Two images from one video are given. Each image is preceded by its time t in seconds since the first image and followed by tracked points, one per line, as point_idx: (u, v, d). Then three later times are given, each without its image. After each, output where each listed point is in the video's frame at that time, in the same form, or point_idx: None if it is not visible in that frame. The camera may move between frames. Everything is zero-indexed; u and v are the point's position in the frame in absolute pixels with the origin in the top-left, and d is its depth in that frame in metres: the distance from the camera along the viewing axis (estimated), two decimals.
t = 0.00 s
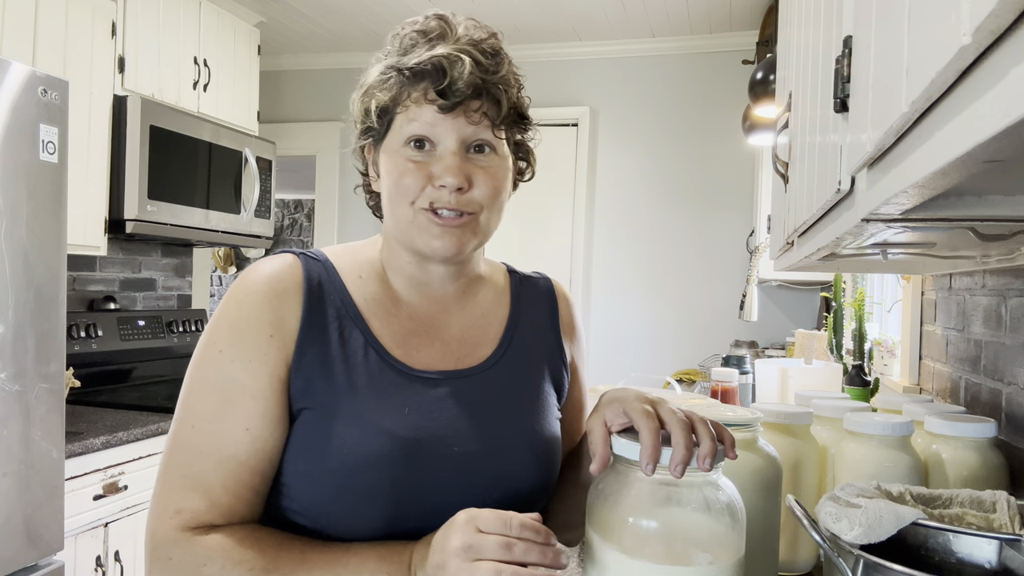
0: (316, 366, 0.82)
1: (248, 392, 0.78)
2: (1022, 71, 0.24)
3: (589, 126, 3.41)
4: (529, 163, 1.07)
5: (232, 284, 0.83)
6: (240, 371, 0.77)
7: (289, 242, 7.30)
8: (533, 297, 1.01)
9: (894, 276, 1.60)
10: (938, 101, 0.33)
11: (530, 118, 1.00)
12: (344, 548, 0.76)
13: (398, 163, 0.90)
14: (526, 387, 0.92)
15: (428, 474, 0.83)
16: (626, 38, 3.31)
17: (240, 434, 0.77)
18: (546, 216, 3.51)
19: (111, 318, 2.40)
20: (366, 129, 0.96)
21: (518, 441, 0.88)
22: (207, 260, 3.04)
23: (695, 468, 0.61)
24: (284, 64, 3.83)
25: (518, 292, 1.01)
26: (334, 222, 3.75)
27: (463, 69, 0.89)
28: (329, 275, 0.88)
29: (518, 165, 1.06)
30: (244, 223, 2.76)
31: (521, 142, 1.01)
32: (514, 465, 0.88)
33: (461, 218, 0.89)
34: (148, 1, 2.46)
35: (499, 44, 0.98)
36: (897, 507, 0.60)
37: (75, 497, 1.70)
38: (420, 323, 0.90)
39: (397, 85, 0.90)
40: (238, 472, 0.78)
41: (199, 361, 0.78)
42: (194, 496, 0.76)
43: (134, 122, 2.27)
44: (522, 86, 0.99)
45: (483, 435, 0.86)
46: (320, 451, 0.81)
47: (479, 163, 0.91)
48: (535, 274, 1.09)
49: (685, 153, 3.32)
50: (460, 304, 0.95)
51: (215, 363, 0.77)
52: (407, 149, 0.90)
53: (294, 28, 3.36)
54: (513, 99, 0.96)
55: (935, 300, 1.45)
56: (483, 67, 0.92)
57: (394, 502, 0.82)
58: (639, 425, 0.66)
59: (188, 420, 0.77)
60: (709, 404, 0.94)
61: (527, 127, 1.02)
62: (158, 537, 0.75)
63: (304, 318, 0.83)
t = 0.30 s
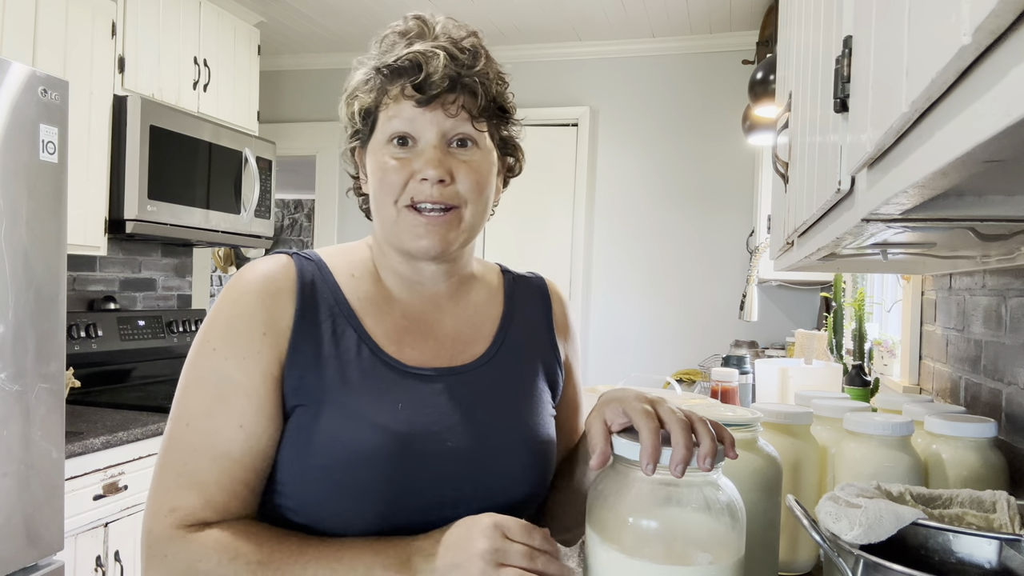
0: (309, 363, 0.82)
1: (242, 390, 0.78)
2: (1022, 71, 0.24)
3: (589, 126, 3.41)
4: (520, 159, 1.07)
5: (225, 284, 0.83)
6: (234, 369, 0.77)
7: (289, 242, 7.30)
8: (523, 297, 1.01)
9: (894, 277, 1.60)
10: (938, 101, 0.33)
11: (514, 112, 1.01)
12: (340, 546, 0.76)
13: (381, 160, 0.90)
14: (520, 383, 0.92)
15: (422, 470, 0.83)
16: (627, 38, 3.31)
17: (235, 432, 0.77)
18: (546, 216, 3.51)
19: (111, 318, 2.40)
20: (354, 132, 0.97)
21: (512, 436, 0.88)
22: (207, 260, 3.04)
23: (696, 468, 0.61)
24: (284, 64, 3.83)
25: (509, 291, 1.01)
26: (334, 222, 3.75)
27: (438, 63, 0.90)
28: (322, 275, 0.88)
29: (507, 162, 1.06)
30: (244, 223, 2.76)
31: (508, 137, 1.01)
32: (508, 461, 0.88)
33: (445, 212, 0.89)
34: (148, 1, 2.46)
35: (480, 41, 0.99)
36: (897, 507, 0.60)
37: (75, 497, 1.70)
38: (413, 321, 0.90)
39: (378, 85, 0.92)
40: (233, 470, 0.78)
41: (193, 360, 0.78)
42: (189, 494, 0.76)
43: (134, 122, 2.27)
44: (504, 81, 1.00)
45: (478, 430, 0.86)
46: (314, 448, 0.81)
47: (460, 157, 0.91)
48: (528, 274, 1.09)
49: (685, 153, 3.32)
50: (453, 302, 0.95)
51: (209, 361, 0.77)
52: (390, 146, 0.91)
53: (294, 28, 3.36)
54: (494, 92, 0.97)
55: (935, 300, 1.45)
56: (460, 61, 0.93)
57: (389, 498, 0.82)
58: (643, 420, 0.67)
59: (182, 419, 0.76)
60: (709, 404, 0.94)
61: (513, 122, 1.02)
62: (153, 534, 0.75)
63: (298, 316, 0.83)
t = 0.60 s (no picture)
0: (319, 361, 0.82)
1: (258, 391, 0.77)
2: (1021, 71, 0.24)
3: (589, 126, 3.41)
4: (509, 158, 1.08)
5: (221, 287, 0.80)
6: (246, 372, 0.76)
7: (289, 242, 7.30)
8: (512, 297, 1.04)
9: (894, 277, 1.60)
10: (938, 101, 0.33)
11: (504, 109, 1.02)
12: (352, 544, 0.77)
13: (376, 157, 0.91)
14: (516, 376, 0.94)
15: (437, 464, 0.85)
16: (627, 38, 3.31)
17: (256, 433, 0.77)
18: (546, 216, 3.51)
19: (111, 318, 2.40)
20: (347, 133, 0.97)
21: (516, 427, 0.91)
22: (207, 260, 3.04)
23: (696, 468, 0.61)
24: (284, 64, 3.83)
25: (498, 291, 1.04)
26: (334, 222, 3.75)
27: (431, 59, 0.90)
28: (323, 274, 0.87)
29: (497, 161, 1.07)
30: (244, 223, 2.76)
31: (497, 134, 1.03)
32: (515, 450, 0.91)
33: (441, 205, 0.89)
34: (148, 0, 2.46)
35: (470, 40, 0.99)
36: (897, 507, 0.60)
37: (75, 497, 1.70)
38: (414, 318, 0.91)
39: (371, 83, 0.92)
40: (256, 473, 0.77)
41: (202, 365, 0.76)
42: (215, 500, 0.75)
43: (134, 122, 2.27)
44: (494, 79, 1.01)
45: (484, 423, 0.88)
46: (329, 447, 0.81)
47: (454, 152, 0.92)
48: (513, 273, 1.11)
49: (685, 153, 3.32)
50: (449, 299, 0.97)
51: (220, 365, 0.76)
52: (384, 143, 0.91)
53: (294, 28, 3.35)
54: (485, 89, 0.97)
55: (935, 300, 1.45)
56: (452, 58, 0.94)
57: (408, 491, 0.83)
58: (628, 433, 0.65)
59: (198, 425, 0.75)
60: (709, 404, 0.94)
61: (502, 120, 1.04)
62: (182, 542, 0.76)
63: (304, 315, 0.82)
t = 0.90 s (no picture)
0: (347, 358, 0.80)
1: (295, 387, 0.75)
2: (1021, 71, 0.24)
3: (588, 126, 3.41)
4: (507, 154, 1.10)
5: (237, 286, 0.77)
6: (280, 369, 0.74)
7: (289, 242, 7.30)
8: (509, 299, 1.09)
9: (894, 277, 1.60)
10: (938, 101, 0.33)
11: (505, 107, 1.03)
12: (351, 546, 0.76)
13: (387, 157, 0.91)
14: (521, 372, 0.96)
15: (473, 458, 0.84)
16: (626, 38, 3.32)
17: (298, 430, 0.75)
18: (545, 216, 3.51)
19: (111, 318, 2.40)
20: (351, 136, 0.97)
21: (535, 421, 0.92)
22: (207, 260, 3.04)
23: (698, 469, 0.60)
24: (284, 63, 3.83)
25: (496, 294, 1.06)
26: (334, 222, 3.75)
27: (439, 59, 0.92)
28: (344, 271, 0.84)
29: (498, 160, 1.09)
30: (244, 223, 2.76)
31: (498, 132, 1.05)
32: (536, 444, 0.91)
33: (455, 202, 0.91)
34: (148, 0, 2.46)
35: (469, 42, 1.01)
36: (897, 507, 0.60)
37: (75, 497, 1.70)
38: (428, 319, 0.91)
39: (379, 84, 0.92)
40: (301, 475, 0.75)
41: (235, 369, 0.74)
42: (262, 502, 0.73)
43: (134, 122, 2.27)
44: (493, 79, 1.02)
45: (508, 418, 0.88)
46: (370, 446, 0.80)
47: (464, 149, 0.93)
48: (503, 274, 1.14)
49: (685, 153, 3.32)
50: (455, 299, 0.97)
51: (252, 363, 0.73)
52: (394, 143, 0.91)
53: (294, 28, 3.36)
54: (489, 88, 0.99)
55: (935, 300, 1.45)
56: (456, 58, 0.95)
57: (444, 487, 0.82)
58: (630, 436, 0.65)
59: (236, 426, 0.73)
60: (708, 404, 0.94)
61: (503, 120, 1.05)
62: (232, 552, 0.73)
63: (331, 311, 0.80)
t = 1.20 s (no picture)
0: (366, 363, 0.81)
1: (311, 389, 0.75)
2: (1021, 71, 0.24)
3: (589, 126, 3.41)
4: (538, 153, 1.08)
5: (263, 283, 0.79)
6: (297, 369, 0.74)
7: (289, 242, 7.30)
8: (550, 301, 1.05)
9: (894, 277, 1.60)
10: (938, 101, 0.33)
11: (532, 105, 1.01)
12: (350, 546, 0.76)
13: (406, 156, 0.91)
14: (553, 385, 0.94)
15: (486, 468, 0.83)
16: (627, 38, 3.32)
17: (309, 431, 0.75)
18: (545, 216, 3.51)
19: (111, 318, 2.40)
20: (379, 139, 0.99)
21: (559, 434, 0.90)
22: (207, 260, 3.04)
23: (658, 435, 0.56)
24: (284, 64, 3.83)
25: (536, 297, 1.05)
26: (334, 222, 3.75)
27: (457, 54, 0.91)
28: (367, 272, 0.86)
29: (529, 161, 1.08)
30: (244, 223, 2.76)
31: (527, 133, 1.03)
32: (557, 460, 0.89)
33: (473, 201, 0.89)
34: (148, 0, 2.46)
35: (495, 41, 1.00)
36: (897, 507, 0.60)
37: (75, 498, 1.70)
38: (449, 325, 0.91)
39: (400, 84, 0.93)
40: (310, 474, 0.75)
41: (253, 365, 0.74)
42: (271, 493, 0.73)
43: (134, 122, 2.27)
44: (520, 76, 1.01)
45: (530, 432, 0.87)
46: (382, 448, 0.80)
47: (485, 147, 0.91)
48: (554, 279, 1.12)
49: (685, 153, 3.32)
50: (480, 306, 0.97)
51: (270, 361, 0.74)
52: (414, 142, 0.91)
53: (294, 28, 3.36)
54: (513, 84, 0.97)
55: (935, 300, 1.45)
56: (477, 54, 0.94)
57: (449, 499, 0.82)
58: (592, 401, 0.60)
59: (250, 421, 0.73)
60: (708, 404, 0.94)
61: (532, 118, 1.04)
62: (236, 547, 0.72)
63: (351, 311, 0.81)
